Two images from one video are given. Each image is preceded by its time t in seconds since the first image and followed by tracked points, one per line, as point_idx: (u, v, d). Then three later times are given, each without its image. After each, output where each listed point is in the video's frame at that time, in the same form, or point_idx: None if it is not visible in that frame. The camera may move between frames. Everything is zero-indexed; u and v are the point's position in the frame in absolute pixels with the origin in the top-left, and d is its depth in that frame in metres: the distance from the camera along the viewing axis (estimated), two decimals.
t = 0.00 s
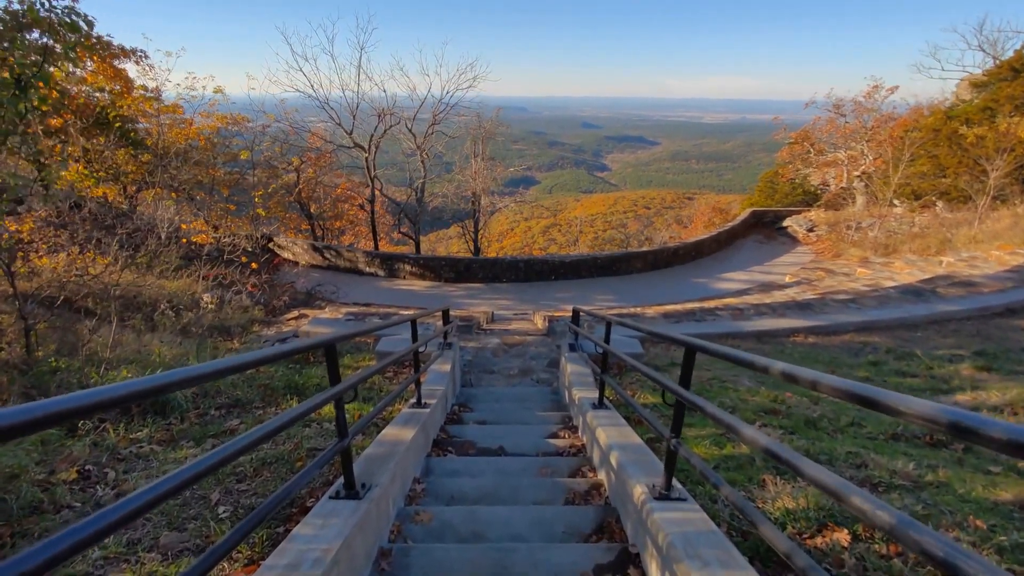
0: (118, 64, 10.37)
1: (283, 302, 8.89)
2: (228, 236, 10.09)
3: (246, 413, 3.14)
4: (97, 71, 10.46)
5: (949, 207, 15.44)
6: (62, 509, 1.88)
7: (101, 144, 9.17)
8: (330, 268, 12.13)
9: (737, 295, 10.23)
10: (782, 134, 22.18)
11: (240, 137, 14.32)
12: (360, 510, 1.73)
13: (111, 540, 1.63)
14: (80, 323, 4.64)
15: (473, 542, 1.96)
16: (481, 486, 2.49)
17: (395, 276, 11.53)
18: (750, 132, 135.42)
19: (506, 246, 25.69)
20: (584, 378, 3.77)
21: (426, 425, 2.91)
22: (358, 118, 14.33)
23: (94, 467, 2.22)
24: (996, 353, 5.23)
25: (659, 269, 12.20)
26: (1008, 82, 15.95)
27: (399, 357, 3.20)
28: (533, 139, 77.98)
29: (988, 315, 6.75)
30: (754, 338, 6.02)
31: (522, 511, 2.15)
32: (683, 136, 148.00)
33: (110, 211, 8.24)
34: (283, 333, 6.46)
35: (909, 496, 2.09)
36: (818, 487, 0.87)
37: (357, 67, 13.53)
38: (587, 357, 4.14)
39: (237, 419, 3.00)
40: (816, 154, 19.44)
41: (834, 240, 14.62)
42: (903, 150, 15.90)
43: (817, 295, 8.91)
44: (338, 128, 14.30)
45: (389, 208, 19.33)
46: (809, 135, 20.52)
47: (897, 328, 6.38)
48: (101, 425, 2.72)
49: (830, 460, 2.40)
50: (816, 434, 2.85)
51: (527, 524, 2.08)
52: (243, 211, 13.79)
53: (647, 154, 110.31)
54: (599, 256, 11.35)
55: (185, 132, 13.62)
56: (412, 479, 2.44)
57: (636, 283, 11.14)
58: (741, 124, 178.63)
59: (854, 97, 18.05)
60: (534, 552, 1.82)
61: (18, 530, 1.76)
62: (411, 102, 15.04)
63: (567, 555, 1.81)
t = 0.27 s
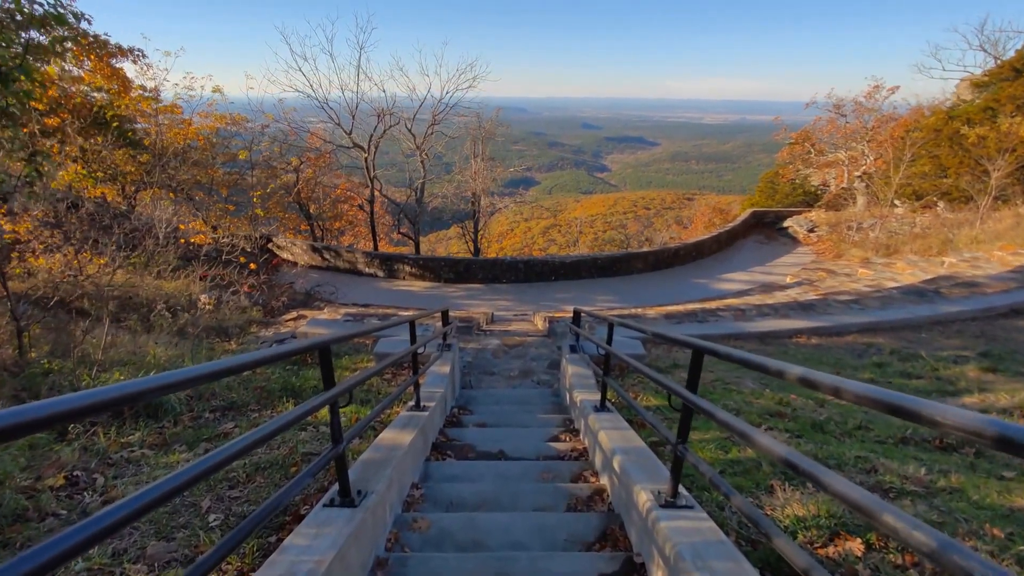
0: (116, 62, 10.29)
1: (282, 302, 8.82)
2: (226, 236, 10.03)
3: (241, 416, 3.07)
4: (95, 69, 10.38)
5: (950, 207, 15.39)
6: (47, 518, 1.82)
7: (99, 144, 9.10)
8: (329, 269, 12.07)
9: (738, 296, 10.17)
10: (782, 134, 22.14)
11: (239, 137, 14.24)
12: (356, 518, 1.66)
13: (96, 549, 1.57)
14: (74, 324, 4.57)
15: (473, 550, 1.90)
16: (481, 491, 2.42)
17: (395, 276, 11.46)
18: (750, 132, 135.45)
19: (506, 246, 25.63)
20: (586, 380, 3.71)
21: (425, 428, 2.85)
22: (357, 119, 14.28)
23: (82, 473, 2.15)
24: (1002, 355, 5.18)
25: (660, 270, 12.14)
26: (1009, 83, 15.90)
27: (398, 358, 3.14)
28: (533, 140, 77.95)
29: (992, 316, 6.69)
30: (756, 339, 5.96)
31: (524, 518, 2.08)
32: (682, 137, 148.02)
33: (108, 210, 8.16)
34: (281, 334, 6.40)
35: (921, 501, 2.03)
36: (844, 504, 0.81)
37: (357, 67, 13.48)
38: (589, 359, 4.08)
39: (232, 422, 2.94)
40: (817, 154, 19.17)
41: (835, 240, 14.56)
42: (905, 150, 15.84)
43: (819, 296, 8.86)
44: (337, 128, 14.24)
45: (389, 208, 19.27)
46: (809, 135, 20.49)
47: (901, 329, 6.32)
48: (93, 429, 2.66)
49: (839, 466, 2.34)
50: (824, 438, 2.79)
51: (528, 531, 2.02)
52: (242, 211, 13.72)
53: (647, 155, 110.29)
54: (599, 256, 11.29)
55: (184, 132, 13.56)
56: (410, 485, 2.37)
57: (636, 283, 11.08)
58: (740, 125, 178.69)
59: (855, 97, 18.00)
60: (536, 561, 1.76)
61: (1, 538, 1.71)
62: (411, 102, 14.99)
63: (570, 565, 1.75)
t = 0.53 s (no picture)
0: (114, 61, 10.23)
1: (280, 303, 8.76)
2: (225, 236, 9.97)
3: (237, 418, 3.01)
4: (93, 69, 10.32)
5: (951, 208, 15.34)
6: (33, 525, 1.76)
7: (96, 144, 9.05)
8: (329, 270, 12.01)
9: (739, 296, 10.11)
10: (782, 134, 22.10)
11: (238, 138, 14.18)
12: (352, 526, 1.60)
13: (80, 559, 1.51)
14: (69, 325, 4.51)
15: (473, 558, 1.84)
16: (480, 496, 2.36)
17: (394, 277, 11.40)
18: (750, 133, 135.51)
19: (506, 247, 25.58)
20: (588, 381, 3.65)
21: (424, 431, 2.79)
22: (356, 119, 14.23)
23: (70, 479, 2.09)
24: (1008, 355, 5.12)
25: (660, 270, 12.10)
26: (1010, 82, 15.86)
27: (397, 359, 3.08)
28: (532, 141, 77.93)
29: (996, 316, 6.63)
30: (759, 340, 5.90)
31: (525, 524, 2.02)
32: (682, 138, 148.03)
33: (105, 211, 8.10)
34: (279, 335, 6.34)
35: (934, 507, 1.97)
36: (876, 518, 0.75)
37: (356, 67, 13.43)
38: (590, 360, 4.02)
39: (227, 425, 2.88)
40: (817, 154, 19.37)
41: (835, 240, 14.51)
42: (906, 150, 15.78)
43: (821, 296, 8.80)
44: (337, 128, 14.19)
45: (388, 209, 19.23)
46: (809, 135, 20.46)
47: (905, 329, 6.26)
48: (85, 432, 2.60)
49: (848, 469, 2.28)
50: (831, 441, 2.73)
51: (529, 538, 1.96)
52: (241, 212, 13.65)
53: (647, 155, 110.31)
54: (599, 256, 11.24)
55: (182, 132, 13.50)
56: (409, 490, 2.31)
57: (637, 283, 11.02)
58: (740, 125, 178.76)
59: (855, 97, 17.96)
60: (538, 570, 1.70)
61: None
62: (410, 102, 14.95)
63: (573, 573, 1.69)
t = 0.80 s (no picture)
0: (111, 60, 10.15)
1: (279, 304, 8.68)
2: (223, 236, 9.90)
3: (232, 422, 2.94)
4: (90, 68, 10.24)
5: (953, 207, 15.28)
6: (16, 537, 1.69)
7: (94, 144, 8.97)
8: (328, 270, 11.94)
9: (741, 296, 10.04)
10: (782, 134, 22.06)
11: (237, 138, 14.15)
12: (348, 537, 1.54)
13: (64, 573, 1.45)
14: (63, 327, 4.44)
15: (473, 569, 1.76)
16: (481, 502, 2.29)
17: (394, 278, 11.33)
18: (749, 133, 135.54)
19: (506, 247, 25.54)
20: (589, 384, 3.59)
21: (423, 435, 2.72)
22: (356, 119, 14.16)
23: (58, 486, 2.03)
24: (1015, 355, 5.06)
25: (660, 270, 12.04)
26: (1011, 82, 15.81)
27: (397, 360, 3.01)
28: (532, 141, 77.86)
29: (1001, 316, 6.56)
30: (763, 341, 5.84)
31: (528, 532, 1.95)
32: (682, 138, 148.02)
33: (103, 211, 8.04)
34: (278, 336, 6.27)
35: (950, 514, 1.91)
36: (920, 541, 0.69)
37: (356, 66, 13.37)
38: (592, 362, 3.95)
39: (223, 429, 2.81)
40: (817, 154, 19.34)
41: (837, 240, 14.45)
42: (907, 150, 15.71)
43: (824, 296, 8.73)
44: (336, 128, 14.13)
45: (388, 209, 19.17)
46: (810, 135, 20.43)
47: (909, 330, 6.19)
48: (75, 437, 2.54)
49: (860, 475, 2.22)
50: (841, 444, 2.66)
51: (532, 547, 1.89)
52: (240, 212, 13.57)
53: (646, 156, 110.29)
54: (600, 257, 11.17)
55: (181, 133, 13.44)
56: (408, 497, 2.24)
57: (638, 284, 10.96)
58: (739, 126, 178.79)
59: (855, 97, 17.92)
60: None
61: None
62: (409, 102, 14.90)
63: None
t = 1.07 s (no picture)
0: (109, 59, 10.08)
1: (278, 304, 8.62)
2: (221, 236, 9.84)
3: (227, 424, 2.89)
4: (87, 66, 10.16)
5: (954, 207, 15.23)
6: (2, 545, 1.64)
7: (91, 143, 8.91)
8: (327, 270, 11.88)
9: (742, 296, 9.99)
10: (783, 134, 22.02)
11: (236, 137, 14.10)
12: (345, 545, 1.49)
13: None
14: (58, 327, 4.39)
15: None
16: (481, 507, 2.24)
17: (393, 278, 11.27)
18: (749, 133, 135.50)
19: (506, 247, 25.50)
20: (591, 385, 3.53)
21: (423, 438, 2.67)
22: (355, 118, 14.09)
23: (46, 491, 1.97)
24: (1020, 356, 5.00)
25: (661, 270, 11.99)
26: (1013, 81, 15.74)
27: (396, 361, 2.95)
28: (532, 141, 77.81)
29: (1006, 316, 6.51)
30: (765, 341, 5.79)
31: (530, 539, 1.90)
32: (682, 138, 147.99)
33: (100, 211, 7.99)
34: (276, 337, 6.22)
35: (965, 520, 1.86)
36: (956, 562, 0.64)
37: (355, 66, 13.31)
38: (594, 363, 3.89)
39: (218, 432, 2.76)
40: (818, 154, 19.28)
41: (838, 240, 14.40)
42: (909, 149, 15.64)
43: (826, 296, 8.68)
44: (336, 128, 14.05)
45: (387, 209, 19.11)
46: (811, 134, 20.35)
47: (913, 330, 6.14)
48: (66, 440, 2.48)
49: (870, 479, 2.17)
50: (848, 447, 2.61)
51: (535, 554, 1.84)
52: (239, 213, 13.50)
53: (646, 156, 110.24)
54: (600, 257, 11.12)
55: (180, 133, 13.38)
56: (406, 502, 2.19)
57: (639, 284, 10.90)
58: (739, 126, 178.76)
59: (856, 96, 17.87)
60: None
61: None
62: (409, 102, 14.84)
63: None
